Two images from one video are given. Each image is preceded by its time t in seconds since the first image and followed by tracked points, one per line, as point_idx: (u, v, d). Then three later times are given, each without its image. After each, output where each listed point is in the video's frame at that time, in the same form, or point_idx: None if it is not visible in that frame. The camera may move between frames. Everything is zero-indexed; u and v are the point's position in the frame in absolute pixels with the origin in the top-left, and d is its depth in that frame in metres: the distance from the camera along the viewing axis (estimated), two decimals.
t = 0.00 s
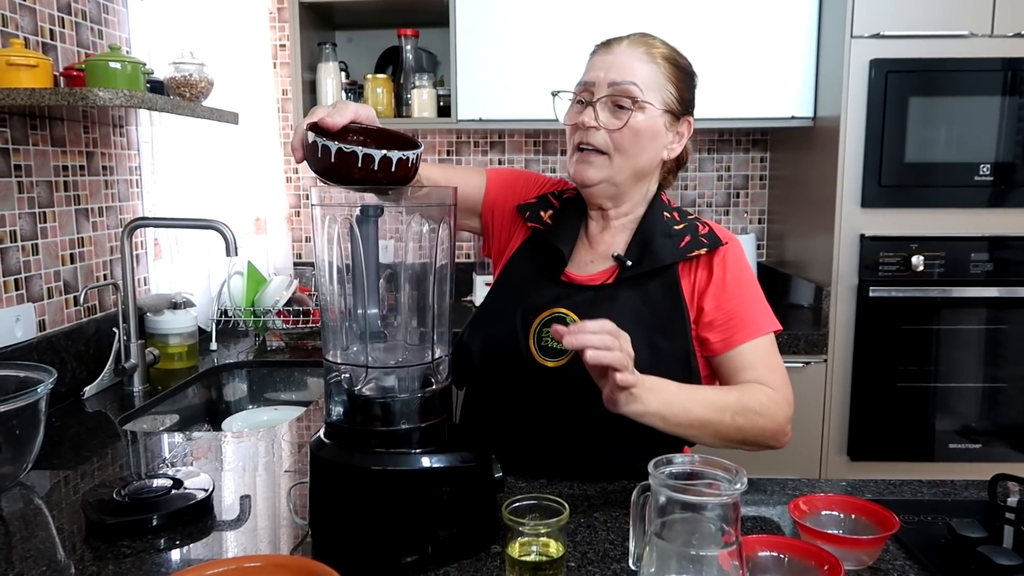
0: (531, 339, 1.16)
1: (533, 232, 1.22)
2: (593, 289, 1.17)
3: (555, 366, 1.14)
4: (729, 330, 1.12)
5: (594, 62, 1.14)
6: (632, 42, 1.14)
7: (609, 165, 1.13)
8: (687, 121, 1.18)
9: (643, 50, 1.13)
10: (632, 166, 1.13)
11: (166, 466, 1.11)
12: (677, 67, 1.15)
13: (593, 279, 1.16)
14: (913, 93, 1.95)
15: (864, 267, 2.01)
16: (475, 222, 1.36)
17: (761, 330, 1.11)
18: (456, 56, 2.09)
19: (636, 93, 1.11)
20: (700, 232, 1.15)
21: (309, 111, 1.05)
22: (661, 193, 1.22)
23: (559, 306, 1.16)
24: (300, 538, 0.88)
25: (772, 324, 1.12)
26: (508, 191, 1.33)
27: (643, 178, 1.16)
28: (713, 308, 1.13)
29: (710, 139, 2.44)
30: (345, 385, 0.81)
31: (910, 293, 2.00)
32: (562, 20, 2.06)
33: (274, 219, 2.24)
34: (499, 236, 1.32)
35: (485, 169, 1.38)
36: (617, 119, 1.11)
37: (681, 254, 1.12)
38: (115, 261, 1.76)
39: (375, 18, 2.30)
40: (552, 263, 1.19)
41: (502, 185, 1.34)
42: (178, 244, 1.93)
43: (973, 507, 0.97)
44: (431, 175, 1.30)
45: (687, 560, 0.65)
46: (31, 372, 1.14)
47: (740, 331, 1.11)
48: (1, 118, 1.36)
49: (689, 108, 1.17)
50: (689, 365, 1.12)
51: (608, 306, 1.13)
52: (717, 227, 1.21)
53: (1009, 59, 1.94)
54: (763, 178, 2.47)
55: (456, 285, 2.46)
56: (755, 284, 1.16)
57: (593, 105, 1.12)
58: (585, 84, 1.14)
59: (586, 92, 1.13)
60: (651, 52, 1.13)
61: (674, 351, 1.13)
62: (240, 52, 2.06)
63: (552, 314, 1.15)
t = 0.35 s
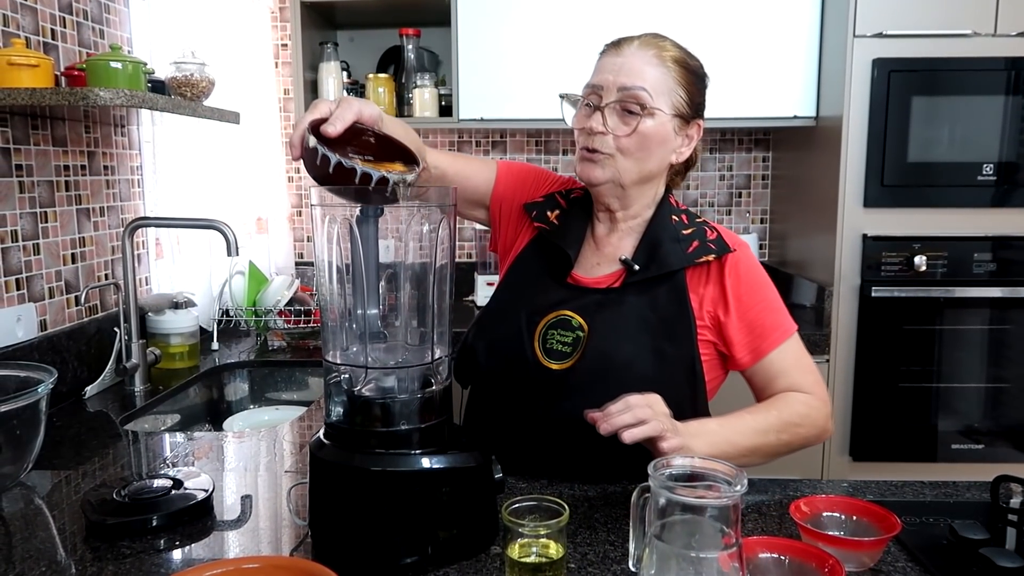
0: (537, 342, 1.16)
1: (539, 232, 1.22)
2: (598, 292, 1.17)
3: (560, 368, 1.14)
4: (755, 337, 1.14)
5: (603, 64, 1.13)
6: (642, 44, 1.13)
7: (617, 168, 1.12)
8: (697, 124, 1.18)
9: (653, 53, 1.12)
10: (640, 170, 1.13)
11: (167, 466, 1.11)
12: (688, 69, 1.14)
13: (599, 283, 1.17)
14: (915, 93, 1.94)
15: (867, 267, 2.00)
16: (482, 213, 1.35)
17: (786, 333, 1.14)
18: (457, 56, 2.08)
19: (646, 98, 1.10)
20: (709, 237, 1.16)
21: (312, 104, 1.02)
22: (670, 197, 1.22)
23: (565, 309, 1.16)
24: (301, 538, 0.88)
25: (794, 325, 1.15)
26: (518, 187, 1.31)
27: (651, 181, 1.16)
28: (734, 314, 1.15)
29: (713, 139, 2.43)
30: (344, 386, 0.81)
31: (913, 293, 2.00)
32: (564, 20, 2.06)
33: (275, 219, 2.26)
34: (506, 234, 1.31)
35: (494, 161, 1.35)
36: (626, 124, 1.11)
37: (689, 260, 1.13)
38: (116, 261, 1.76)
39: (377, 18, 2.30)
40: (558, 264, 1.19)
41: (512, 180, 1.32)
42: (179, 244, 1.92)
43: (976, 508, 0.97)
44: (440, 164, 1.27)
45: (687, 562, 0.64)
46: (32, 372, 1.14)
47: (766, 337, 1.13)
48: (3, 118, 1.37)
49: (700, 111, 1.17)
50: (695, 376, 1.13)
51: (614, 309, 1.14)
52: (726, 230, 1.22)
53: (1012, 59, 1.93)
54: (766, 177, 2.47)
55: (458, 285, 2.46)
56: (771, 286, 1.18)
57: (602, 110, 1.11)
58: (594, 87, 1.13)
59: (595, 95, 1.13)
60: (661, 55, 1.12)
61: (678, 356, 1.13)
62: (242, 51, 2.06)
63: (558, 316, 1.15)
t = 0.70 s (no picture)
0: (541, 344, 1.16)
1: (543, 233, 1.21)
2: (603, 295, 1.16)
3: (564, 372, 1.14)
4: (769, 337, 1.16)
5: (609, 67, 1.12)
6: (648, 48, 1.11)
7: (621, 175, 1.12)
8: (702, 127, 1.17)
9: (659, 57, 1.11)
10: (644, 177, 1.13)
11: (168, 467, 1.11)
12: (694, 73, 1.13)
13: (605, 286, 1.16)
14: (918, 93, 1.94)
15: (869, 267, 1.99)
16: (484, 205, 1.33)
17: (798, 331, 1.17)
18: (458, 56, 2.08)
19: (651, 105, 1.09)
20: (715, 241, 1.15)
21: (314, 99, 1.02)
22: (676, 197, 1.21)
23: (570, 312, 1.15)
24: (301, 539, 0.88)
25: (803, 322, 1.18)
26: (524, 183, 1.30)
27: (654, 187, 1.15)
28: (749, 316, 1.16)
29: (714, 139, 2.43)
30: (344, 387, 0.81)
31: (915, 293, 1.99)
32: (566, 20, 2.06)
33: (278, 219, 2.27)
34: (509, 229, 1.29)
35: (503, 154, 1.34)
36: (631, 131, 1.10)
37: (695, 264, 1.12)
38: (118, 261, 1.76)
39: (379, 18, 2.30)
40: (563, 267, 1.19)
41: (518, 176, 1.30)
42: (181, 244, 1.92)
43: (977, 509, 0.97)
44: (448, 156, 1.25)
45: (687, 563, 0.64)
46: (33, 373, 1.14)
47: (781, 337, 1.16)
48: (4, 118, 1.37)
49: (705, 114, 1.16)
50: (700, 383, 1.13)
51: (621, 313, 1.13)
52: (731, 233, 1.22)
53: (1015, 58, 1.93)
54: (767, 177, 2.46)
55: (459, 285, 2.46)
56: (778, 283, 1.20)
57: (607, 116, 1.10)
58: (599, 92, 1.12)
59: (600, 100, 1.11)
60: (668, 60, 1.11)
61: (681, 361, 1.13)
62: (243, 51, 2.06)
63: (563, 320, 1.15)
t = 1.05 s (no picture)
0: (542, 346, 1.15)
1: (545, 232, 1.21)
2: (605, 297, 1.16)
3: (565, 374, 1.14)
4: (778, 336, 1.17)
5: (620, 67, 1.12)
6: (661, 50, 1.11)
7: (626, 178, 1.11)
8: (710, 134, 1.17)
9: (672, 60, 1.11)
10: (648, 179, 1.12)
11: (169, 466, 1.11)
12: (705, 79, 1.13)
13: (607, 288, 1.15)
14: (919, 92, 1.94)
15: (870, 266, 1.99)
16: (488, 200, 1.31)
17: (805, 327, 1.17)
18: (459, 55, 2.08)
19: (661, 109, 1.09)
20: (718, 244, 1.15)
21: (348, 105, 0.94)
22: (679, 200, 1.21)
23: (571, 314, 1.15)
24: (303, 538, 0.88)
25: (810, 318, 1.18)
26: (530, 180, 1.28)
27: (658, 190, 1.15)
28: (756, 316, 1.16)
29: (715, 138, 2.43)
30: (345, 386, 0.81)
31: (916, 292, 1.99)
32: (567, 19, 2.06)
33: (280, 218, 2.25)
34: (512, 226, 1.28)
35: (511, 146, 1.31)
36: (639, 133, 1.09)
37: (698, 267, 1.13)
38: (119, 260, 1.76)
39: (380, 17, 2.30)
40: (565, 268, 1.18)
41: (524, 172, 1.28)
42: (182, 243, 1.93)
43: (978, 509, 0.96)
44: (457, 143, 1.21)
45: (687, 563, 0.64)
46: (34, 372, 1.15)
47: (789, 335, 1.16)
48: (4, 118, 1.37)
49: (713, 122, 1.16)
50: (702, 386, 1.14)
51: (624, 315, 1.13)
52: (734, 234, 1.22)
53: (1017, 57, 1.92)
54: (769, 177, 2.46)
55: (459, 284, 2.46)
56: (783, 279, 1.20)
57: (617, 116, 1.10)
58: (609, 92, 1.11)
59: (609, 99, 1.11)
60: (680, 64, 1.11)
61: (684, 366, 1.13)
62: (244, 50, 2.06)
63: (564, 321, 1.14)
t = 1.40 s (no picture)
0: (550, 347, 1.15)
1: (555, 231, 1.19)
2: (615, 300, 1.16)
3: (572, 377, 1.14)
4: (785, 342, 1.19)
5: (646, 78, 1.09)
6: (690, 64, 1.08)
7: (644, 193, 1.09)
8: (728, 150, 1.16)
9: (699, 76, 1.08)
10: (664, 195, 1.11)
11: (170, 464, 1.11)
12: (729, 96, 1.11)
13: (618, 292, 1.15)
14: (920, 90, 1.94)
15: (871, 265, 1.99)
16: (499, 194, 1.27)
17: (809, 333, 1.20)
18: (460, 53, 2.08)
19: (683, 128, 1.08)
20: (730, 256, 1.16)
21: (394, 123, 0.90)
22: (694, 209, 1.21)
23: (582, 318, 1.14)
24: (303, 537, 0.88)
25: (812, 324, 1.21)
26: (544, 178, 1.24)
27: (674, 202, 1.14)
28: (767, 323, 1.18)
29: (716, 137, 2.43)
30: (345, 384, 0.81)
31: (917, 292, 1.99)
32: (567, 17, 2.05)
33: (280, 216, 2.26)
34: (523, 221, 1.26)
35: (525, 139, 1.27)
36: (660, 150, 1.08)
37: (710, 279, 1.13)
38: (120, 259, 1.77)
39: (380, 16, 2.30)
40: (575, 270, 1.17)
41: (539, 168, 1.24)
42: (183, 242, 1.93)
43: (978, 508, 0.97)
44: (478, 135, 1.15)
45: (687, 561, 0.64)
46: (35, 371, 1.15)
47: (796, 341, 1.19)
48: (5, 116, 1.37)
49: (733, 137, 1.15)
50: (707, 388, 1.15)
51: (631, 321, 1.14)
52: (743, 242, 1.23)
53: (1018, 56, 1.92)
54: (769, 176, 2.46)
55: (460, 283, 2.46)
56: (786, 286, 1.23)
57: (639, 130, 1.07)
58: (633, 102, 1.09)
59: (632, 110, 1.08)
60: (706, 80, 1.09)
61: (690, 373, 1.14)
62: (245, 49, 2.06)
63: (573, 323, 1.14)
